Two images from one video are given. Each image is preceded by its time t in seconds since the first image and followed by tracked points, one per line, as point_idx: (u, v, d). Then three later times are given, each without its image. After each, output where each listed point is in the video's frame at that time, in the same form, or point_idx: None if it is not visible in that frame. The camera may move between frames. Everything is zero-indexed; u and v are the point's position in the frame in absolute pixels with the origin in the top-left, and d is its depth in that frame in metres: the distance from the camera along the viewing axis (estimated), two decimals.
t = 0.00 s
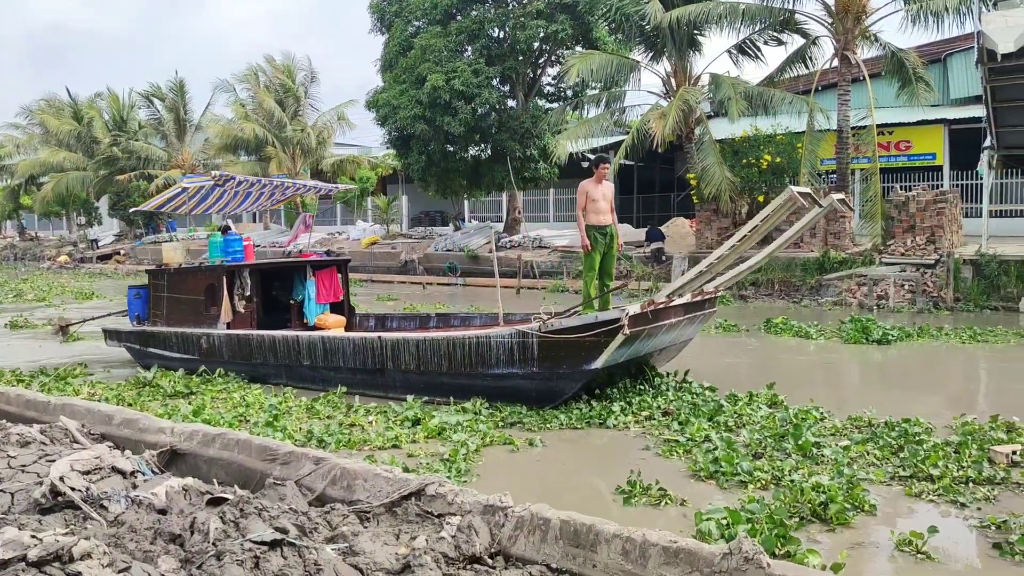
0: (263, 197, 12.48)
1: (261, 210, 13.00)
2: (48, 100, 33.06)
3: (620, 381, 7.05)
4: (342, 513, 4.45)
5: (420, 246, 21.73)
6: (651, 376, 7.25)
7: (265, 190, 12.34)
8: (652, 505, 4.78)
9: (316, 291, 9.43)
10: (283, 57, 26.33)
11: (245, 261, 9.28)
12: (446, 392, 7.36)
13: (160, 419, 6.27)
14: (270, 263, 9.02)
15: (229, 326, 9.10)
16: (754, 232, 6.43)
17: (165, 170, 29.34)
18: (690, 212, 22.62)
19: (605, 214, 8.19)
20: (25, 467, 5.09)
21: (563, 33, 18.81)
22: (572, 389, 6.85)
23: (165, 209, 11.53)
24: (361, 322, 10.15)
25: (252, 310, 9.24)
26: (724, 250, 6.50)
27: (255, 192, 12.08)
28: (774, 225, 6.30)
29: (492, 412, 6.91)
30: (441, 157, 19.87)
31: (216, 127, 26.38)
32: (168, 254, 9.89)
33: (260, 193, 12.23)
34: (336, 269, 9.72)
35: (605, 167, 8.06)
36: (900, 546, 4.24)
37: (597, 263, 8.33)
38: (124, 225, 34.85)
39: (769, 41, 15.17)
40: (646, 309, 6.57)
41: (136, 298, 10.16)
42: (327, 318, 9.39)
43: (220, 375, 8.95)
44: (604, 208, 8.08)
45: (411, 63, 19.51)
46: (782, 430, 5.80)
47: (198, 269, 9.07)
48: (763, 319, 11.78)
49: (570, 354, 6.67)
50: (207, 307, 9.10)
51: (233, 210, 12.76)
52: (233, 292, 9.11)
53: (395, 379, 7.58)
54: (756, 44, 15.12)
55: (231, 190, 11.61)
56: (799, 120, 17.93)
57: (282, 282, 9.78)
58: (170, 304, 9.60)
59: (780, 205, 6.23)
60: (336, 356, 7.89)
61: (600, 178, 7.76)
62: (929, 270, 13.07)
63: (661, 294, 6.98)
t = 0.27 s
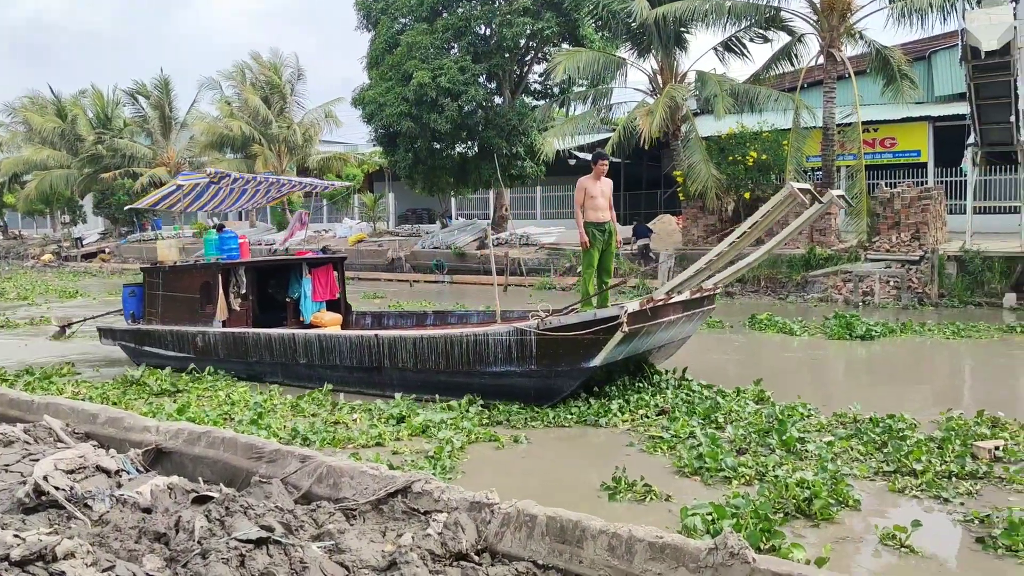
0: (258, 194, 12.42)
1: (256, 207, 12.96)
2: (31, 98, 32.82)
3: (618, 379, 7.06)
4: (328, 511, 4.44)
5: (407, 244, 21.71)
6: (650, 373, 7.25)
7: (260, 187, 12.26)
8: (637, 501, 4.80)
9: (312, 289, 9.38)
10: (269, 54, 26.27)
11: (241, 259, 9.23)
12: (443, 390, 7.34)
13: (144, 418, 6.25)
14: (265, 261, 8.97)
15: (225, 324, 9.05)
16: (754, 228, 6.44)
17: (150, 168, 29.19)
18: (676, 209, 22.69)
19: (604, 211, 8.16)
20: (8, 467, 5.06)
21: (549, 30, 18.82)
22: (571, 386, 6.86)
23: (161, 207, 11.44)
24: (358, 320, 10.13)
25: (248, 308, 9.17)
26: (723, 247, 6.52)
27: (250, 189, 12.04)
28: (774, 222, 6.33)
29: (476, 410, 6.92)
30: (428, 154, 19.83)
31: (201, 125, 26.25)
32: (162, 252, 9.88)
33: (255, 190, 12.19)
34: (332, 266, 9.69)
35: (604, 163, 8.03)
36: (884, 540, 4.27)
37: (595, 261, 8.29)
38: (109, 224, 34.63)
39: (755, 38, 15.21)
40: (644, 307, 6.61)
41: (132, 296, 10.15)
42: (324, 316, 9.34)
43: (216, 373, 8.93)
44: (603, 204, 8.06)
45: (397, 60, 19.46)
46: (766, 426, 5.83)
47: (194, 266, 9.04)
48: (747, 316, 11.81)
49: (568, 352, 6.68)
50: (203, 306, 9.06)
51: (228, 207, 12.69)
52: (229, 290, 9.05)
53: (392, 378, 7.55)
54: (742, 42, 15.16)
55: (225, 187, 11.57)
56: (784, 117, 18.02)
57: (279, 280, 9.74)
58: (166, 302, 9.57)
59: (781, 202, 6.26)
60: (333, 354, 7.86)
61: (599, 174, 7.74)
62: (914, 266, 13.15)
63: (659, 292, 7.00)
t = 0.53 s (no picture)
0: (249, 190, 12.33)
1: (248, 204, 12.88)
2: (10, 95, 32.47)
3: (614, 375, 7.06)
4: (311, 509, 4.44)
5: (391, 241, 21.67)
6: (645, 371, 7.29)
7: (252, 183, 12.18)
8: (619, 496, 4.83)
9: (305, 286, 9.32)
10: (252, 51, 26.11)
11: (234, 256, 9.11)
12: (437, 388, 7.32)
13: (125, 416, 6.22)
14: (257, 258, 8.89)
15: (217, 322, 8.97)
16: (750, 224, 6.46)
17: (131, 166, 28.99)
18: (660, 205, 22.77)
19: (598, 207, 8.13)
20: None
21: (533, 27, 18.82)
22: (565, 383, 6.87)
23: (151, 204, 11.33)
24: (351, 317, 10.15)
25: (240, 305, 9.10)
26: (718, 243, 6.54)
27: (242, 185, 11.96)
28: (770, 217, 6.35)
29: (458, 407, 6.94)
30: (411, 151, 19.77)
31: (183, 121, 26.05)
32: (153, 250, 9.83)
33: (247, 186, 12.13)
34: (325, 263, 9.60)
35: (599, 159, 8.02)
36: (865, 533, 4.32)
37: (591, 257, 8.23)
38: (90, 221, 34.34)
39: (737, 35, 15.25)
40: (640, 303, 6.64)
41: (123, 294, 10.07)
42: (316, 313, 9.27)
43: (209, 371, 8.93)
44: (598, 200, 8.03)
45: (380, 56, 19.38)
46: (747, 421, 5.87)
47: (185, 264, 8.95)
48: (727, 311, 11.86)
49: (563, 349, 6.68)
50: (194, 304, 8.98)
51: (219, 204, 12.61)
52: (220, 288, 8.96)
53: (386, 376, 7.54)
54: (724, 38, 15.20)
55: (216, 184, 11.49)
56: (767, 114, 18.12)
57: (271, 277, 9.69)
58: (157, 300, 9.52)
59: (777, 197, 6.30)
60: (326, 352, 7.85)
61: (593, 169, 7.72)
62: (895, 261, 13.24)
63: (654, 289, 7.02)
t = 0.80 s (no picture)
0: (236, 186, 12.26)
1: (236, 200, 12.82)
2: None
3: (606, 370, 7.09)
4: (289, 506, 4.43)
5: (370, 237, 21.61)
6: (636, 366, 7.32)
7: (239, 179, 12.12)
8: (597, 490, 4.86)
9: (294, 283, 9.30)
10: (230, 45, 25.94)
11: (221, 252, 9.09)
12: (427, 384, 7.32)
13: (100, 414, 6.19)
14: (245, 254, 8.87)
15: (204, 319, 8.93)
16: (742, 218, 6.46)
17: (107, 162, 28.75)
18: (639, 200, 22.86)
19: (588, 201, 8.10)
20: None
21: (512, 22, 18.99)
22: (557, 379, 6.86)
23: (137, 199, 11.26)
24: (340, 313, 10.10)
25: (228, 302, 9.08)
26: (709, 238, 6.55)
27: (229, 181, 11.90)
28: (761, 212, 6.36)
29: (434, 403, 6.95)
30: (390, 146, 19.71)
31: (160, 117, 25.83)
32: (140, 247, 9.76)
33: (234, 183, 12.05)
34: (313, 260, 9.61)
35: (588, 153, 7.98)
36: (841, 524, 4.37)
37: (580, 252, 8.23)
38: (65, 218, 33.96)
39: (716, 29, 15.29)
40: (631, 298, 6.63)
41: (108, 291, 10.03)
42: (305, 309, 9.18)
43: (196, 368, 8.89)
44: (588, 194, 7.99)
45: (358, 51, 19.29)
46: (725, 415, 5.92)
47: (172, 260, 8.91)
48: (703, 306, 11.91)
49: (555, 345, 6.67)
50: (181, 301, 8.94)
51: (206, 200, 12.54)
52: (208, 284, 8.92)
53: (375, 372, 7.54)
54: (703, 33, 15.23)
55: (203, 181, 11.43)
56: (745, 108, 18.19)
57: (259, 274, 9.65)
58: (143, 297, 9.45)
59: (769, 190, 6.31)
60: (315, 349, 7.83)
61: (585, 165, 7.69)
62: (872, 255, 13.35)
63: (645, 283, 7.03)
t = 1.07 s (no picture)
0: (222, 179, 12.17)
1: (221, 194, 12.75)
2: None
3: (595, 364, 7.10)
4: (265, 501, 4.43)
5: (348, 232, 21.55)
6: (625, 359, 7.35)
7: (224, 172, 12.05)
8: (572, 482, 4.88)
9: (280, 277, 9.26)
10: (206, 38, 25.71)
11: (206, 247, 9.09)
12: (415, 379, 7.32)
13: (73, 411, 6.15)
14: (231, 249, 8.81)
15: (190, 315, 8.88)
16: (731, 212, 6.47)
17: (81, 156, 28.60)
18: (616, 193, 22.94)
19: (577, 194, 8.09)
20: None
21: (489, 16, 18.95)
22: (546, 373, 6.87)
23: (120, 193, 11.13)
24: (328, 309, 10.01)
25: (213, 298, 9.04)
26: (698, 231, 6.56)
27: (214, 174, 11.80)
28: (750, 205, 6.37)
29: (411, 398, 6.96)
30: (368, 140, 19.63)
31: (134, 111, 25.59)
32: (124, 241, 9.64)
33: (219, 176, 11.96)
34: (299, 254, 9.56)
35: (577, 146, 7.96)
36: (814, 513, 4.42)
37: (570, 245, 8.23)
38: (38, 213, 33.57)
39: (693, 23, 15.31)
40: (619, 292, 6.67)
41: (92, 287, 9.95)
42: (291, 304, 9.20)
43: (181, 364, 8.85)
44: (577, 187, 8.00)
45: (335, 45, 19.20)
46: (700, 407, 5.96)
47: (156, 255, 8.84)
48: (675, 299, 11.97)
49: (544, 340, 6.70)
50: (166, 296, 8.89)
51: (190, 194, 12.44)
52: (193, 280, 8.88)
53: (363, 367, 7.52)
54: (680, 27, 15.25)
55: (188, 174, 11.33)
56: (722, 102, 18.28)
57: (245, 268, 9.59)
58: (127, 293, 9.38)
59: (759, 182, 6.30)
60: (302, 344, 7.80)
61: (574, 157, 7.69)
62: (848, 247, 13.45)
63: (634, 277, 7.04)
